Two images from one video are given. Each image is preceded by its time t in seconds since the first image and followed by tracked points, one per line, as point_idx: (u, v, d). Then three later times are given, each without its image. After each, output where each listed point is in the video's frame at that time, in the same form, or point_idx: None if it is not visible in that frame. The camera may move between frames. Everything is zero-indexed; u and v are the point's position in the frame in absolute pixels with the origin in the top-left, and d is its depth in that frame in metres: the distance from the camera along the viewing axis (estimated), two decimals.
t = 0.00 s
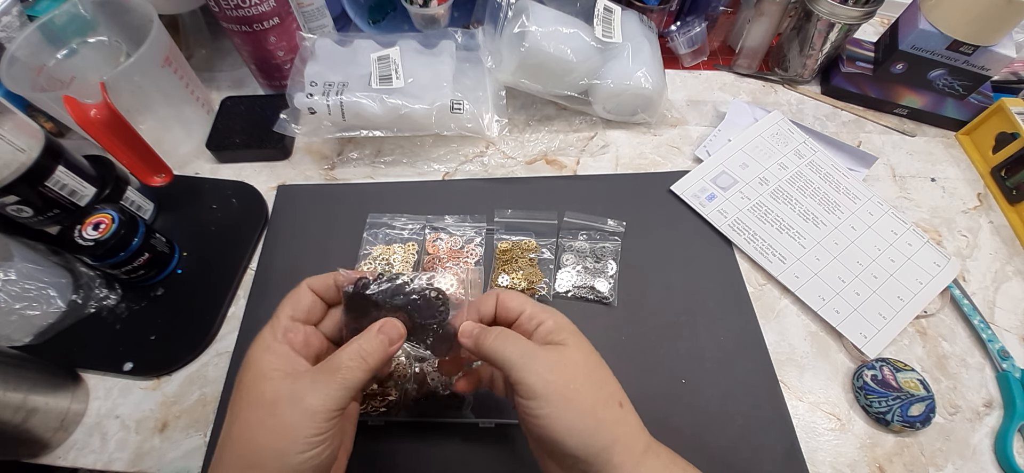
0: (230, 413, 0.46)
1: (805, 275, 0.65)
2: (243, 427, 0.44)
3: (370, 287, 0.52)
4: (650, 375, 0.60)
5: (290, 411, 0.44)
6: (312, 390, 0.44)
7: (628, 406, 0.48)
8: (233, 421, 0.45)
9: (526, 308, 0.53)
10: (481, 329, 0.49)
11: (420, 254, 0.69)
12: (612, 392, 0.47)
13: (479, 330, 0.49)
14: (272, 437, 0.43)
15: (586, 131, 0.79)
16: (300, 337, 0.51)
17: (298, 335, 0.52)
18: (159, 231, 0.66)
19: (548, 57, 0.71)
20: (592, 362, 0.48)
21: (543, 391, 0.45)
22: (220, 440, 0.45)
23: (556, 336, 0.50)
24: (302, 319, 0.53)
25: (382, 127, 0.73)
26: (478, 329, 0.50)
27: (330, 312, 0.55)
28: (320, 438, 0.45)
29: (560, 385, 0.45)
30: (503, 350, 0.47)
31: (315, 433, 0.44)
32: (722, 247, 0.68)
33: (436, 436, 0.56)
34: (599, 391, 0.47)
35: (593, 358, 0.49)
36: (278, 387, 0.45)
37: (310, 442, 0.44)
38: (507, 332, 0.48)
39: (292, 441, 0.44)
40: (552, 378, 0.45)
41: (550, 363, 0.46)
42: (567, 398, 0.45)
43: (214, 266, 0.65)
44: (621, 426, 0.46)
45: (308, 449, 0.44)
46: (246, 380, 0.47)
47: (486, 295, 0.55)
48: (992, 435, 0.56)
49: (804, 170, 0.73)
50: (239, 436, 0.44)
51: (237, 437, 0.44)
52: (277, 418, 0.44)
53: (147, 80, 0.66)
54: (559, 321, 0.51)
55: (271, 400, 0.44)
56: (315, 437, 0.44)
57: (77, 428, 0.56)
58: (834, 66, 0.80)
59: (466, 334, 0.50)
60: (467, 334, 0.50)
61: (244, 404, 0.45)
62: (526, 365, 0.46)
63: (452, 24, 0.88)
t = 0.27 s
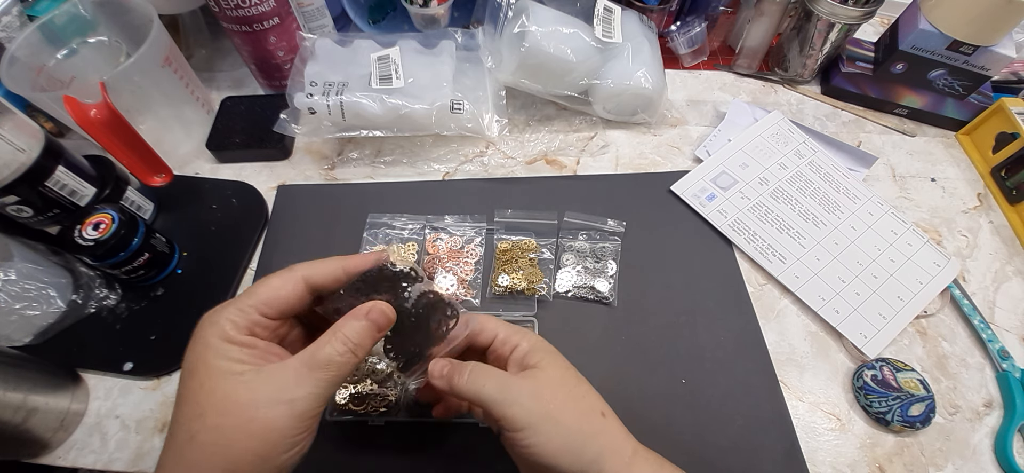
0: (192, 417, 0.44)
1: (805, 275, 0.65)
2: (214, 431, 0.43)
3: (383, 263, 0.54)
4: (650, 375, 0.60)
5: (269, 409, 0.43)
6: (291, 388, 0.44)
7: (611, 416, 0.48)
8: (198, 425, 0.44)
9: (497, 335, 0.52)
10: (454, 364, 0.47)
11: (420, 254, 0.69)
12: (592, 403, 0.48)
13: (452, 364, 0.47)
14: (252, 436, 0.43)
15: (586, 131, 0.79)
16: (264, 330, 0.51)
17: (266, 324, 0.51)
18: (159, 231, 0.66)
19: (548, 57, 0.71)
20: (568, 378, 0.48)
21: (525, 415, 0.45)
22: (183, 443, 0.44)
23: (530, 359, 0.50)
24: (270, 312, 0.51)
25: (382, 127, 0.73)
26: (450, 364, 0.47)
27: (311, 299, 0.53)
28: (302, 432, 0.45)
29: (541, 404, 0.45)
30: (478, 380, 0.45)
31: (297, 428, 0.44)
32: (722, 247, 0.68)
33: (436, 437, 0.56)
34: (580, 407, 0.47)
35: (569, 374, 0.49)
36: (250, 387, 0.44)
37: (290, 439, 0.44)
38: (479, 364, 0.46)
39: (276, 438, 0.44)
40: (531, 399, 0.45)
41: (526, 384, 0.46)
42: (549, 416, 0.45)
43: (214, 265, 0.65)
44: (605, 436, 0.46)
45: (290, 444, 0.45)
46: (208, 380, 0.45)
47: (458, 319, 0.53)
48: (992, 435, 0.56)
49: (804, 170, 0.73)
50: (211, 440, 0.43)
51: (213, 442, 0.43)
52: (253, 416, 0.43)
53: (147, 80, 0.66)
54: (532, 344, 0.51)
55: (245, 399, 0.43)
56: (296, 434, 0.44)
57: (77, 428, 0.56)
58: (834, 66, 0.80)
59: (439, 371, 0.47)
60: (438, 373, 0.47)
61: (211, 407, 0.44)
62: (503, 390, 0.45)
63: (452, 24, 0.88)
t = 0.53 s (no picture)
0: (187, 398, 0.44)
1: (805, 275, 0.65)
2: (210, 411, 0.43)
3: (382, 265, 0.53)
4: (650, 375, 0.60)
5: (266, 392, 0.43)
6: (289, 371, 0.44)
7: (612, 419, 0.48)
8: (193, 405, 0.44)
9: (501, 333, 0.52)
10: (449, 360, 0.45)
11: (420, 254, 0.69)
12: (593, 407, 0.48)
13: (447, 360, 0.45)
14: (249, 418, 0.43)
15: (586, 131, 0.79)
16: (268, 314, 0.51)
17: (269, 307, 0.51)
18: (159, 231, 0.66)
19: (548, 57, 0.71)
20: (571, 381, 0.48)
21: (529, 423, 0.44)
22: (178, 422, 0.44)
23: (534, 361, 0.49)
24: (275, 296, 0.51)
25: (382, 127, 0.73)
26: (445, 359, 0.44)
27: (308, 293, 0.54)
28: (299, 415, 0.45)
29: (545, 412, 0.45)
30: (481, 387, 0.44)
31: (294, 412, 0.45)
32: (722, 247, 0.68)
33: (436, 437, 0.56)
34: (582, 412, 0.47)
35: (572, 378, 0.49)
36: (248, 369, 0.44)
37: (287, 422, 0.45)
38: (480, 368, 0.45)
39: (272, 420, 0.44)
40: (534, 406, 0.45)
41: (529, 389, 0.46)
42: (553, 423, 0.45)
43: (214, 265, 0.65)
44: (606, 440, 0.47)
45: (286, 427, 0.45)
46: (207, 361, 0.45)
47: (455, 318, 0.54)
48: (992, 435, 0.56)
49: (804, 170, 0.73)
50: (206, 420, 0.43)
51: (207, 422, 0.43)
52: (252, 398, 0.43)
53: (147, 80, 0.66)
54: (536, 344, 0.51)
55: (243, 381, 0.44)
56: (292, 418, 0.45)
57: (77, 428, 0.56)
58: (834, 66, 0.80)
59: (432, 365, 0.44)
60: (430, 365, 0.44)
61: (210, 387, 0.44)
62: (507, 397, 0.44)
63: (452, 24, 0.88)
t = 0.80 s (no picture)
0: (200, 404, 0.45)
1: (805, 275, 0.65)
2: (222, 414, 0.43)
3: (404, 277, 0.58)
4: (650, 375, 0.60)
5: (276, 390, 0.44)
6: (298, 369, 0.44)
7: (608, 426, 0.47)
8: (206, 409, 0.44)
9: (498, 338, 0.52)
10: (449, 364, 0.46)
11: (420, 254, 0.69)
12: (588, 412, 0.47)
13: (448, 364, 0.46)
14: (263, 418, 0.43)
15: (586, 131, 0.79)
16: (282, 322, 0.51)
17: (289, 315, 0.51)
18: (159, 231, 0.66)
19: (548, 57, 0.71)
20: (567, 387, 0.48)
21: (524, 430, 0.44)
22: (193, 430, 0.44)
23: (529, 365, 0.49)
24: (292, 303, 0.51)
25: (382, 127, 0.73)
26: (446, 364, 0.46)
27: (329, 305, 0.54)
28: (313, 414, 0.45)
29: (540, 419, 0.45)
30: (477, 393, 0.45)
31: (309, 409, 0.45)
32: (722, 247, 0.68)
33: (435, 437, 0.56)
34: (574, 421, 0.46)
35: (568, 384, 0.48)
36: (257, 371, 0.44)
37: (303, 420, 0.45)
38: (476, 374, 0.46)
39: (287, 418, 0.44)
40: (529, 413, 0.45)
41: (525, 395, 0.46)
42: (547, 431, 0.45)
43: (214, 265, 0.65)
44: (601, 448, 0.46)
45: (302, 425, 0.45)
46: (215, 367, 0.45)
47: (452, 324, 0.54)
48: (991, 435, 0.56)
49: (804, 170, 0.73)
50: (220, 423, 0.43)
51: (221, 424, 0.43)
52: (263, 396, 0.43)
53: (147, 80, 0.66)
54: (532, 349, 0.51)
55: (253, 381, 0.44)
56: (306, 416, 0.45)
57: (77, 428, 0.56)
58: (834, 66, 0.80)
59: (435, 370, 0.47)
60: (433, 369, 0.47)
61: (223, 389, 0.44)
62: (502, 404, 0.45)
63: (452, 24, 0.88)
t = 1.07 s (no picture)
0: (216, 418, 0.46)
1: (805, 275, 0.65)
2: (245, 437, 0.44)
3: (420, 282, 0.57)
4: (650, 375, 0.60)
5: (284, 425, 0.44)
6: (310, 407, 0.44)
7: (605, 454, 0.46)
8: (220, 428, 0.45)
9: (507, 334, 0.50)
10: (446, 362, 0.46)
11: (420, 254, 0.69)
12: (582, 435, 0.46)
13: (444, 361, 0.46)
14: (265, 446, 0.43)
15: (586, 131, 0.78)
16: (304, 330, 0.51)
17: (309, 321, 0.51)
18: (159, 231, 0.66)
19: (548, 57, 0.71)
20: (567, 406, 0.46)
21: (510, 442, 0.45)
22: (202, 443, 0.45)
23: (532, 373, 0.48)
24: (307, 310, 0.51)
25: (382, 127, 0.73)
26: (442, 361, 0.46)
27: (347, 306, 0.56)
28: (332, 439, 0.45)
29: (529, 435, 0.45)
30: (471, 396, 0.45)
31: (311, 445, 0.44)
32: (722, 248, 0.68)
33: (435, 437, 0.56)
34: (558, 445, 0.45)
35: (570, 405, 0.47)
36: (273, 396, 0.44)
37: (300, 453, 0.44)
38: (473, 379, 0.46)
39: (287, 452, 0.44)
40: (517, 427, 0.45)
41: (520, 406, 0.45)
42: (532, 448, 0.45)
43: (214, 265, 0.65)
44: None
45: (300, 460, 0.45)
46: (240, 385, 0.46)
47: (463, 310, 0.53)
48: (992, 435, 0.56)
49: (804, 170, 0.73)
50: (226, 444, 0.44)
51: (243, 447, 0.44)
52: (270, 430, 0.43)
53: (147, 80, 0.66)
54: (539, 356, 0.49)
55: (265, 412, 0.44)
56: (309, 450, 0.44)
57: (77, 428, 0.56)
58: (834, 66, 0.80)
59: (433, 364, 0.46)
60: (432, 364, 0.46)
61: (244, 413, 0.44)
62: (493, 413, 0.45)
63: (452, 24, 0.88)
